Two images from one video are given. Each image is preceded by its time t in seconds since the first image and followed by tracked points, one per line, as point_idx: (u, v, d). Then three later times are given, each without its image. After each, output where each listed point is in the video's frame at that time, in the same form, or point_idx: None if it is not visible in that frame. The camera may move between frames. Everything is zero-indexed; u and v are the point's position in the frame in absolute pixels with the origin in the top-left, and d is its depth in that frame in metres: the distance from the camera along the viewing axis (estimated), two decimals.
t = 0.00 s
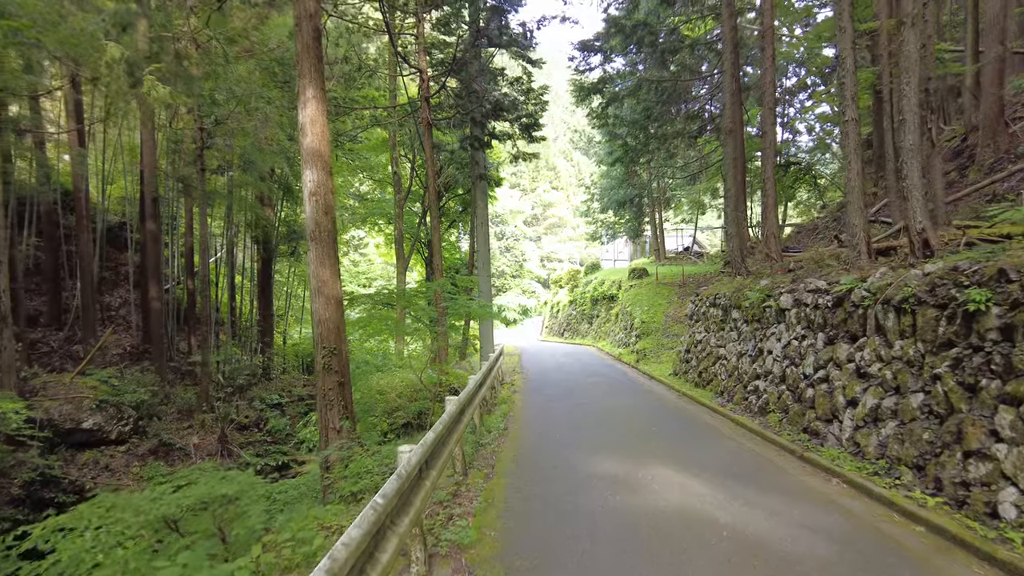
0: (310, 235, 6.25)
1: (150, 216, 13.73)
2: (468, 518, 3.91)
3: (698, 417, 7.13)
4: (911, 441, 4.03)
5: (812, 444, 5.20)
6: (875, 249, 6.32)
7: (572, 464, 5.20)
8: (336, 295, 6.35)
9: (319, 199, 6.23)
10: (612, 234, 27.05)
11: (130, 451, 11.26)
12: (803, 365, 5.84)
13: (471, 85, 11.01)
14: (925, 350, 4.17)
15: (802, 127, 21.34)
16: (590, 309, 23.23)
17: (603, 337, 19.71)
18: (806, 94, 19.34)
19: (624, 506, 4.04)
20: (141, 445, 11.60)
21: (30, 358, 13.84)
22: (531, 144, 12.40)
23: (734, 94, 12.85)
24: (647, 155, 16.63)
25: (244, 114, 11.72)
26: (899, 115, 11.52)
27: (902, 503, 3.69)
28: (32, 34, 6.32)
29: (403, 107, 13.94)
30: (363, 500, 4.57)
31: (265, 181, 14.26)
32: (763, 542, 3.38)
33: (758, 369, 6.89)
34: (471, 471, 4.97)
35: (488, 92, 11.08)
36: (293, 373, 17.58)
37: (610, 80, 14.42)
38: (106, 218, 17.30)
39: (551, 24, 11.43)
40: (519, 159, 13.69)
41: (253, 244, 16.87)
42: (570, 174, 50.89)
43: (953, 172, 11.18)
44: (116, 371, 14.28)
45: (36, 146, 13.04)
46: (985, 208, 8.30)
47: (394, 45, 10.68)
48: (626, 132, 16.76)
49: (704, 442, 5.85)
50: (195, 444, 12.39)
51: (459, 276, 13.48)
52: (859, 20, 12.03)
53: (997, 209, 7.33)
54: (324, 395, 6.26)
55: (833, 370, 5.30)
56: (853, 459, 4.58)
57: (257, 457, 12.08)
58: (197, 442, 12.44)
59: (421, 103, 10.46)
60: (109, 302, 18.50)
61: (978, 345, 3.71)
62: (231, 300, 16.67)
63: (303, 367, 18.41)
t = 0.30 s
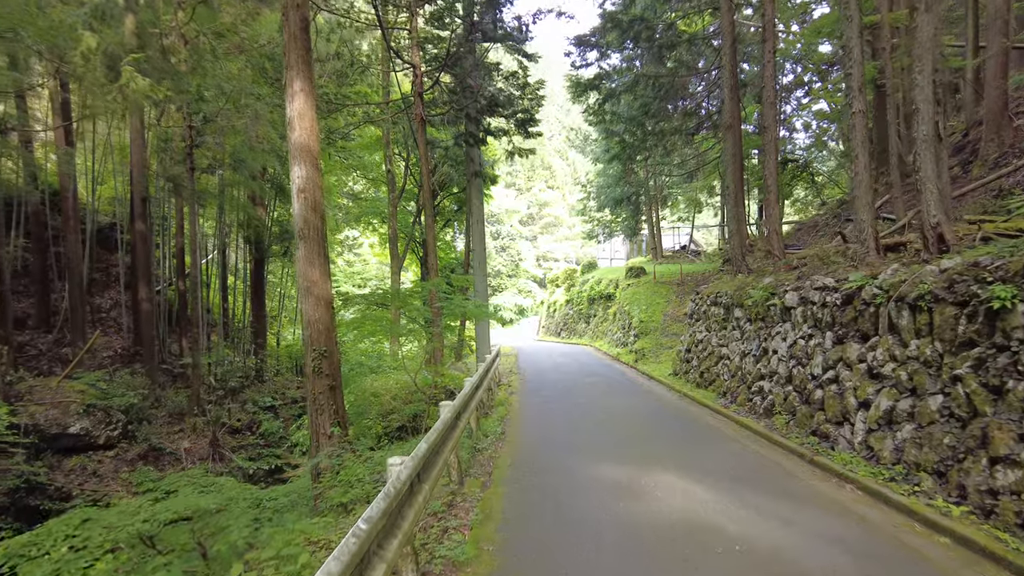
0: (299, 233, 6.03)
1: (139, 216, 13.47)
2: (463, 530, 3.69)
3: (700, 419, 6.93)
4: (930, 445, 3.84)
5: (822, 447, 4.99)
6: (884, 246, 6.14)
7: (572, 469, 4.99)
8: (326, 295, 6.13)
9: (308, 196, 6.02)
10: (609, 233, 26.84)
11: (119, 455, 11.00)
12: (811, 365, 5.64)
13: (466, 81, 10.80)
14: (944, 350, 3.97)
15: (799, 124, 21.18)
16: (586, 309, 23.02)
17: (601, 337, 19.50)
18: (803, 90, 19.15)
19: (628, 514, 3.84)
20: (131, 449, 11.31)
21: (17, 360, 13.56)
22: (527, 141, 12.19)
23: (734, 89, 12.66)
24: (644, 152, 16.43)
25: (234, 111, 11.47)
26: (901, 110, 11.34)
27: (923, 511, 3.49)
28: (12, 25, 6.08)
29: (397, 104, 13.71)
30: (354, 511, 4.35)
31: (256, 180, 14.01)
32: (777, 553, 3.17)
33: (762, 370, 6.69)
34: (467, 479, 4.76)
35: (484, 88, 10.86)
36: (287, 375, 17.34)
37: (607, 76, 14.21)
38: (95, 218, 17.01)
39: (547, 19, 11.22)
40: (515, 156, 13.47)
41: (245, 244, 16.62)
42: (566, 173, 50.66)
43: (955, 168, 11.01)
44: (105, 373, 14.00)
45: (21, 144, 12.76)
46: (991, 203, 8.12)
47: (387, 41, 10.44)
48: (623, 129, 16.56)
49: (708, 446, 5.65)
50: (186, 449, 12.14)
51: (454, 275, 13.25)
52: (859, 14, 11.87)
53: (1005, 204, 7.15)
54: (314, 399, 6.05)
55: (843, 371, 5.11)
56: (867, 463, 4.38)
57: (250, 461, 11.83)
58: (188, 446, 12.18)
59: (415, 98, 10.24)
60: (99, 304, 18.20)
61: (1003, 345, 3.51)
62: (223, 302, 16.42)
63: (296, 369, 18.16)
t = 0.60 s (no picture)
0: (291, 233, 5.83)
1: (134, 217, 13.26)
2: (463, 548, 3.48)
3: (708, 424, 6.72)
4: (956, 453, 3.63)
5: (838, 455, 4.79)
6: (897, 244, 5.95)
7: (577, 480, 4.78)
8: (321, 296, 5.93)
9: (301, 194, 5.82)
10: (609, 233, 26.64)
11: (113, 461, 10.75)
12: (824, 368, 5.43)
13: (463, 80, 10.63)
14: (969, 353, 3.77)
15: (800, 123, 21.01)
16: (587, 310, 22.80)
17: (602, 338, 19.30)
18: (803, 90, 18.97)
19: (639, 531, 3.62)
20: (124, 455, 11.05)
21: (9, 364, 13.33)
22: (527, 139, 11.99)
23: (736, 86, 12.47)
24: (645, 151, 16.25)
25: (229, 110, 11.25)
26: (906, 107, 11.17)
27: (951, 526, 3.29)
28: None
29: (395, 102, 13.52)
30: (348, 525, 4.13)
31: (253, 181, 13.81)
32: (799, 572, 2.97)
33: (772, 372, 6.49)
34: (467, 492, 4.55)
35: (482, 85, 10.63)
36: (284, 378, 17.10)
37: (607, 73, 14.04)
38: (90, 220, 16.78)
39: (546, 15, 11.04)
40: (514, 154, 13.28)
41: (242, 246, 16.42)
42: (565, 174, 50.49)
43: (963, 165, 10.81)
44: (99, 376, 13.76)
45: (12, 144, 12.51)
46: (1002, 201, 7.93)
47: (384, 38, 10.23)
48: (623, 128, 16.38)
49: (718, 453, 5.45)
50: (181, 454, 11.89)
51: (453, 276, 13.05)
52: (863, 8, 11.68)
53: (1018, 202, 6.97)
54: (308, 405, 5.83)
55: (857, 374, 4.91)
56: (886, 472, 4.18)
57: (246, 466, 11.60)
58: (183, 451, 11.93)
59: (413, 96, 10.05)
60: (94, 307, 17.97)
61: None
62: (220, 304, 16.22)
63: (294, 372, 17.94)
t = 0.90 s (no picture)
0: (281, 228, 5.60)
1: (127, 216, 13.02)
2: (461, 563, 3.26)
3: (715, 426, 6.50)
4: (988, 459, 3.41)
5: (855, 459, 4.57)
6: (913, 239, 5.73)
7: (581, 486, 4.57)
8: (312, 294, 5.69)
9: (291, 188, 5.58)
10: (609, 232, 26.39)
11: (104, 465, 10.48)
12: (839, 367, 5.20)
13: (460, 74, 10.40)
14: (1000, 352, 3.55)
15: (802, 120, 20.80)
16: (587, 309, 22.57)
17: (602, 338, 19.06)
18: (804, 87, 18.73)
19: (649, 542, 3.41)
20: (115, 458, 10.79)
21: None
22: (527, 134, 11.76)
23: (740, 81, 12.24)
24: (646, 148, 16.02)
25: (221, 105, 10.94)
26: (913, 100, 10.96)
27: (986, 538, 3.06)
28: None
29: (391, 98, 13.28)
30: (340, 537, 3.90)
31: (247, 179, 13.57)
32: None
33: (782, 372, 6.26)
34: (465, 500, 4.33)
35: (480, 79, 10.44)
36: (281, 379, 16.85)
37: (607, 68, 13.81)
38: (82, 220, 16.51)
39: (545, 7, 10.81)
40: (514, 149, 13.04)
41: (237, 245, 16.18)
42: (564, 173, 50.23)
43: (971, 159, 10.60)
44: (90, 378, 13.50)
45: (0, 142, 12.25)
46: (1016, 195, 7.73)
47: (380, 31, 9.96)
48: (623, 124, 16.15)
49: (727, 457, 5.23)
50: (174, 457, 11.63)
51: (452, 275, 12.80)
52: None
53: None
54: (299, 408, 5.60)
55: (875, 374, 4.68)
56: (909, 478, 3.96)
57: (240, 469, 11.35)
58: (176, 454, 11.67)
59: (410, 90, 9.82)
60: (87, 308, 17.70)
61: None
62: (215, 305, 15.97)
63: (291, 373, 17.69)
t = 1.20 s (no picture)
0: (269, 226, 5.36)
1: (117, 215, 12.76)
2: None
3: (720, 429, 6.28)
4: (1020, 469, 3.19)
5: (870, 467, 4.35)
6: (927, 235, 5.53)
7: (584, 496, 4.34)
8: (301, 295, 5.45)
9: (279, 184, 5.34)
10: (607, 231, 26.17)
11: (92, 470, 10.22)
12: (851, 369, 4.98)
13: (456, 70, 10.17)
14: None
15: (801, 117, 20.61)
16: (586, 309, 22.35)
17: (601, 337, 18.85)
18: (803, 84, 18.55)
19: (656, 559, 3.19)
20: (104, 464, 10.51)
21: None
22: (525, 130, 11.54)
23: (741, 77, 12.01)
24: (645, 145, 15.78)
25: (211, 103, 10.71)
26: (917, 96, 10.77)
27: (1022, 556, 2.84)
28: None
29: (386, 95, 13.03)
30: (328, 554, 3.66)
31: (240, 178, 13.31)
32: None
33: (790, 374, 6.05)
34: (462, 513, 4.09)
35: (477, 75, 10.25)
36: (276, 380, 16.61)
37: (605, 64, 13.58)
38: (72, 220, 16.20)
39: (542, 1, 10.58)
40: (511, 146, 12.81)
41: (230, 245, 15.92)
42: (561, 172, 49.98)
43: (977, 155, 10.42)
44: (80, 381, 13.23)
45: None
46: None
47: (373, 26, 9.75)
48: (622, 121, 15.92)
49: (735, 463, 5.01)
50: (165, 461, 11.34)
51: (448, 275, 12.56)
52: None
53: None
54: (288, 414, 5.36)
55: (891, 378, 4.46)
56: (931, 488, 3.74)
57: (233, 473, 11.11)
58: (167, 459, 11.39)
59: (404, 86, 9.59)
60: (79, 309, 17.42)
61: None
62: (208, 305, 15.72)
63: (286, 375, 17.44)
